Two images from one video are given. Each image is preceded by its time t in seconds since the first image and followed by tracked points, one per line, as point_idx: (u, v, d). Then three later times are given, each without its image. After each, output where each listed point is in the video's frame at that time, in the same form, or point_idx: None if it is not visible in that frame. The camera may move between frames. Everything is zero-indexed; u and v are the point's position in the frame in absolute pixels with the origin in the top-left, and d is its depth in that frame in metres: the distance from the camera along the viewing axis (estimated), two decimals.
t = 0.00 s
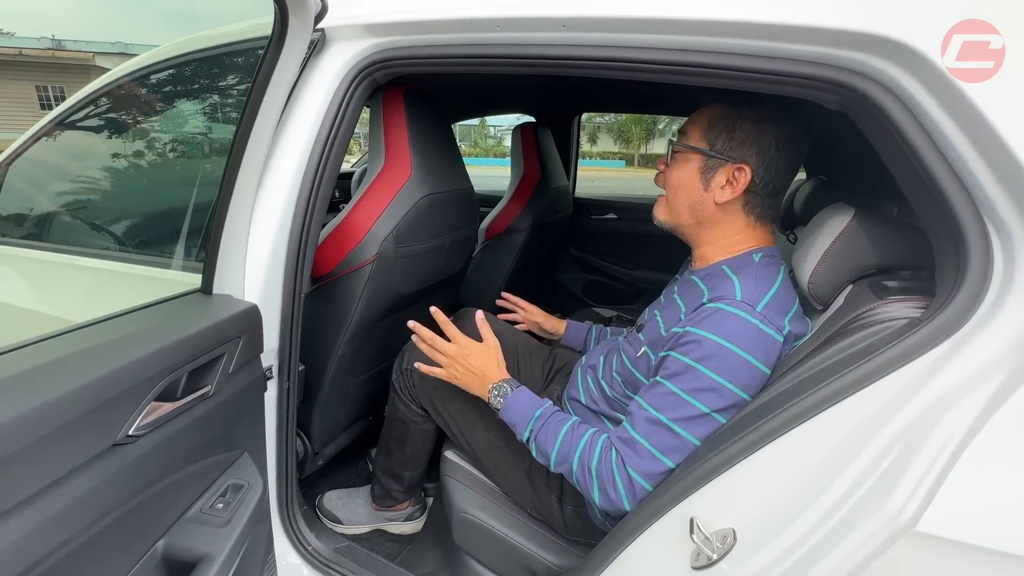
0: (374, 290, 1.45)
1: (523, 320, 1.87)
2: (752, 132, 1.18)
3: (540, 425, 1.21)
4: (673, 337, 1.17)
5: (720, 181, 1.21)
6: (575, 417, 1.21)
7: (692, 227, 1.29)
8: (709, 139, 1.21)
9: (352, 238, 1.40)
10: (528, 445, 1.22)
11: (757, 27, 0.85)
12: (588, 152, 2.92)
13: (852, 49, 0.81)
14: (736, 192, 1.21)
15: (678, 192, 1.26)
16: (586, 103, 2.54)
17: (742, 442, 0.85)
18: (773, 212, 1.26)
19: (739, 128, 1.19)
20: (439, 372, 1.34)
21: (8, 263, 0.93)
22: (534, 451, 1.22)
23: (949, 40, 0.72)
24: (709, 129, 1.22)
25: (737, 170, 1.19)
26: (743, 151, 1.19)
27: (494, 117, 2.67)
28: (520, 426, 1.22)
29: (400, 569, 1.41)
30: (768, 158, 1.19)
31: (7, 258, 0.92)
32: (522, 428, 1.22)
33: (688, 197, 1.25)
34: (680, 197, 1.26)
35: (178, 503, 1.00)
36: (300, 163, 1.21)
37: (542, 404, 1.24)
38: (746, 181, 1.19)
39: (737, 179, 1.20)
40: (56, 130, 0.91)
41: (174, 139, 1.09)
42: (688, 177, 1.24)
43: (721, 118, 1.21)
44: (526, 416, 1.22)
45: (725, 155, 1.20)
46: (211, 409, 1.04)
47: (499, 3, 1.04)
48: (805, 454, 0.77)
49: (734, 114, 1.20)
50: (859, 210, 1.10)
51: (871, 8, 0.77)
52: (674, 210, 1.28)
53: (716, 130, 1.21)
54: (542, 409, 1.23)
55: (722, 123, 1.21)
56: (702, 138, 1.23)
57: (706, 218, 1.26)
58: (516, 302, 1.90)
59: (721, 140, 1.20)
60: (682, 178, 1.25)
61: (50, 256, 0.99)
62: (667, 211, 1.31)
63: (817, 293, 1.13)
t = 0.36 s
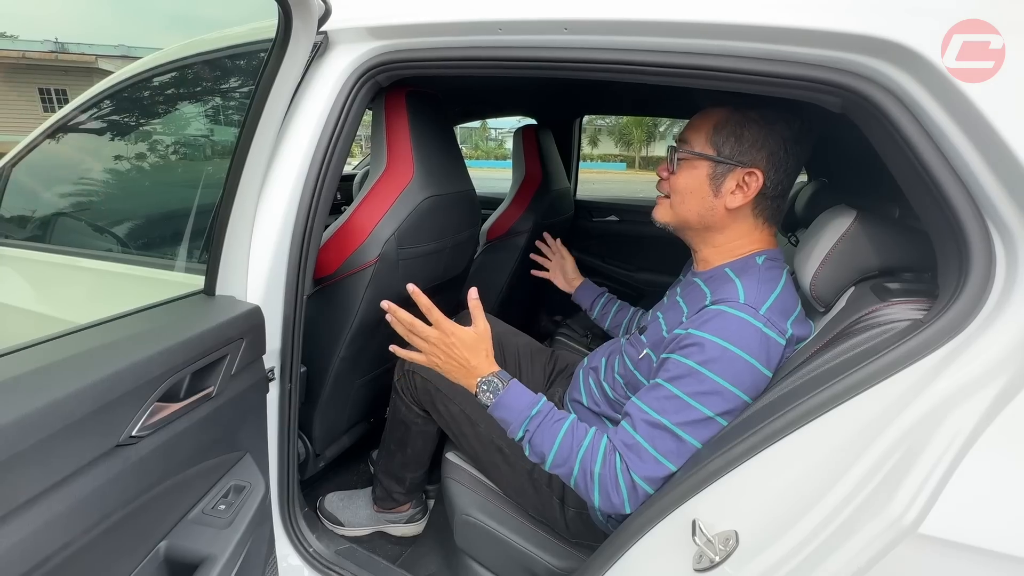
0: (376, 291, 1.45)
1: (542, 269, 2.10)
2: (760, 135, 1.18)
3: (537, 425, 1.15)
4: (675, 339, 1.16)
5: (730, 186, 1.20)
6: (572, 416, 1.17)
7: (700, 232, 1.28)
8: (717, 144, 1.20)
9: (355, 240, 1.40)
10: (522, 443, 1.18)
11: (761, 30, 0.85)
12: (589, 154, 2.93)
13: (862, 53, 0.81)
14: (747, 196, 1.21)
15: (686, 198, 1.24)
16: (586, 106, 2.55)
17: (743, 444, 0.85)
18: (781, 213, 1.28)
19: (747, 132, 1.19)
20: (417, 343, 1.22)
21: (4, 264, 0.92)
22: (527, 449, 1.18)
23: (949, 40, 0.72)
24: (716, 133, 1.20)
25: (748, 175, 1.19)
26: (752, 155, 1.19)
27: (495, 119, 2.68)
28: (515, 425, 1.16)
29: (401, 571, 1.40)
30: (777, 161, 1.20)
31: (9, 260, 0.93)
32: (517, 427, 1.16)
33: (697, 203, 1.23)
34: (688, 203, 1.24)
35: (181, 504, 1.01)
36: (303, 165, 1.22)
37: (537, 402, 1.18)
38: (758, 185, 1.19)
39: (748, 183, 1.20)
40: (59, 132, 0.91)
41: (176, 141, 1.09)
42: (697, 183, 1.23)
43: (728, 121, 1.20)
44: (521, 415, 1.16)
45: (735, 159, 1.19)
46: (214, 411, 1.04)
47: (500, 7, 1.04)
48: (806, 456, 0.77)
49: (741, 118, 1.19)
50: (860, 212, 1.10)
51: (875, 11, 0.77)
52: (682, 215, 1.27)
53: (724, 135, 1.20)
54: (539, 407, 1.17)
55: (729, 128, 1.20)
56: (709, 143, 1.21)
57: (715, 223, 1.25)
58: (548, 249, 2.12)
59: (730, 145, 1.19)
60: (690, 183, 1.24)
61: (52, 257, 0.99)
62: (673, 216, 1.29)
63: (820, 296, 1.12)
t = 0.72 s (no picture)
0: (376, 293, 1.45)
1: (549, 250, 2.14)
2: (768, 140, 1.19)
3: (536, 409, 1.15)
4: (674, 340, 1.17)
5: (740, 191, 1.20)
6: (573, 405, 1.17)
7: (705, 237, 1.27)
8: (724, 149, 1.19)
9: (355, 241, 1.41)
10: (519, 424, 1.17)
11: (762, 33, 0.85)
12: (589, 157, 2.94)
13: (865, 55, 0.80)
14: (755, 201, 1.21)
15: (694, 203, 1.22)
16: (587, 108, 2.55)
17: (744, 446, 0.85)
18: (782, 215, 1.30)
19: (755, 136, 1.19)
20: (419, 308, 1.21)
21: (6, 266, 0.93)
22: (523, 430, 1.18)
23: (949, 40, 0.73)
24: (724, 138, 1.19)
25: (757, 180, 1.19)
26: (760, 160, 1.19)
27: (495, 122, 2.68)
28: (515, 405, 1.15)
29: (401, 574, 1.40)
30: (783, 165, 1.22)
31: (10, 263, 0.93)
32: (517, 407, 1.15)
33: (706, 209, 1.22)
34: (696, 209, 1.23)
35: (183, 506, 1.01)
36: (304, 167, 1.22)
37: (540, 385, 1.17)
38: (767, 190, 1.20)
39: (756, 188, 1.20)
40: (61, 135, 0.91)
41: (178, 144, 1.10)
42: (705, 188, 1.21)
43: (736, 126, 1.19)
44: (523, 397, 1.15)
45: (745, 165, 1.19)
46: (215, 412, 1.04)
47: (501, 9, 1.05)
48: (807, 458, 0.77)
49: (746, 124, 1.19)
50: (860, 213, 1.10)
51: (877, 14, 0.77)
52: (689, 221, 1.25)
53: (731, 140, 1.18)
54: (542, 391, 1.16)
55: (738, 132, 1.19)
56: (717, 147, 1.19)
57: (722, 228, 1.24)
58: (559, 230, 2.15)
59: (740, 150, 1.18)
60: (697, 189, 1.21)
61: (53, 259, 1.00)
62: (678, 222, 1.27)
63: (820, 297, 1.12)
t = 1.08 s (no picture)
0: (377, 294, 1.44)
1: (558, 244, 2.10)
2: (773, 141, 1.19)
3: (551, 397, 1.15)
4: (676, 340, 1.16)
5: (747, 194, 1.19)
6: (588, 400, 1.16)
7: (711, 239, 1.26)
8: (731, 152, 1.17)
9: (356, 243, 1.40)
10: (532, 410, 1.17)
11: (764, 31, 0.85)
12: (589, 158, 2.94)
13: (866, 54, 0.80)
14: (762, 203, 1.21)
15: (701, 207, 1.21)
16: (586, 109, 2.55)
17: (746, 447, 0.84)
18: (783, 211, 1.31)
19: (760, 138, 1.18)
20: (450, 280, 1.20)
21: (5, 266, 0.93)
22: (534, 417, 1.18)
23: (949, 40, 0.73)
24: (730, 141, 1.17)
25: (764, 181, 1.19)
26: (766, 161, 1.18)
27: (496, 123, 2.66)
28: (532, 390, 1.16)
29: None
30: (788, 165, 1.22)
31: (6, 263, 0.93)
32: (534, 391, 1.16)
33: (714, 212, 1.21)
34: (704, 213, 1.21)
35: (182, 507, 1.00)
36: (304, 167, 1.21)
37: (560, 374, 1.17)
38: (774, 191, 1.20)
39: (763, 190, 1.20)
40: (60, 137, 0.90)
41: (178, 145, 1.09)
42: (713, 192, 1.19)
43: (741, 128, 1.17)
44: (541, 383, 1.16)
45: (751, 167, 1.18)
46: (214, 412, 1.03)
47: (501, 9, 1.05)
48: (811, 458, 0.76)
49: (750, 125, 1.18)
50: (864, 213, 1.10)
51: (882, 12, 0.77)
52: (695, 225, 1.23)
53: (737, 142, 1.17)
54: (561, 380, 1.16)
55: (743, 135, 1.17)
56: (724, 150, 1.17)
57: (729, 231, 1.24)
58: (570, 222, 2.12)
59: (747, 152, 1.17)
60: (704, 193, 1.20)
61: (53, 260, 1.00)
62: (683, 226, 1.25)
63: (823, 297, 1.11)
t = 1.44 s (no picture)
0: (379, 296, 1.44)
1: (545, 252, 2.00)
2: (769, 142, 1.18)
3: (548, 396, 1.16)
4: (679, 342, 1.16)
5: (745, 196, 1.19)
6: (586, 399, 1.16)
7: (714, 243, 1.26)
8: (726, 156, 1.18)
9: (357, 246, 1.40)
10: (530, 409, 1.18)
11: (767, 34, 0.85)
12: (589, 161, 2.94)
13: (868, 56, 0.80)
14: (763, 203, 1.20)
15: (700, 213, 1.22)
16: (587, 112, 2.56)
17: (753, 448, 0.83)
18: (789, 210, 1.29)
19: (755, 140, 1.18)
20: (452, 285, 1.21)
21: (6, 269, 0.92)
22: (534, 415, 1.19)
23: (949, 40, 0.73)
24: (723, 146, 1.18)
25: (764, 182, 1.18)
26: (763, 162, 1.18)
27: (495, 126, 2.67)
28: (529, 388, 1.17)
29: None
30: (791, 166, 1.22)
31: (9, 266, 0.93)
32: (531, 390, 1.17)
33: (713, 217, 1.21)
34: (703, 218, 1.22)
35: (186, 511, 1.00)
36: (307, 170, 1.21)
37: (558, 374, 1.18)
38: (775, 191, 1.19)
39: (763, 191, 1.19)
40: (61, 140, 0.91)
41: (178, 148, 1.10)
42: (709, 198, 1.20)
43: (735, 133, 1.18)
44: (538, 381, 1.17)
45: (747, 170, 1.18)
46: (218, 416, 1.04)
47: (504, 12, 1.05)
48: (816, 460, 0.76)
49: (747, 127, 1.18)
50: (867, 216, 1.10)
51: (886, 15, 0.77)
52: (696, 230, 1.24)
53: (732, 146, 1.18)
54: (558, 379, 1.17)
55: (737, 139, 1.18)
56: (718, 156, 1.18)
57: (731, 234, 1.24)
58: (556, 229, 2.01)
59: (741, 156, 1.17)
60: (703, 198, 1.21)
61: (56, 263, 1.00)
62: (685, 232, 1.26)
63: (826, 299, 1.11)
